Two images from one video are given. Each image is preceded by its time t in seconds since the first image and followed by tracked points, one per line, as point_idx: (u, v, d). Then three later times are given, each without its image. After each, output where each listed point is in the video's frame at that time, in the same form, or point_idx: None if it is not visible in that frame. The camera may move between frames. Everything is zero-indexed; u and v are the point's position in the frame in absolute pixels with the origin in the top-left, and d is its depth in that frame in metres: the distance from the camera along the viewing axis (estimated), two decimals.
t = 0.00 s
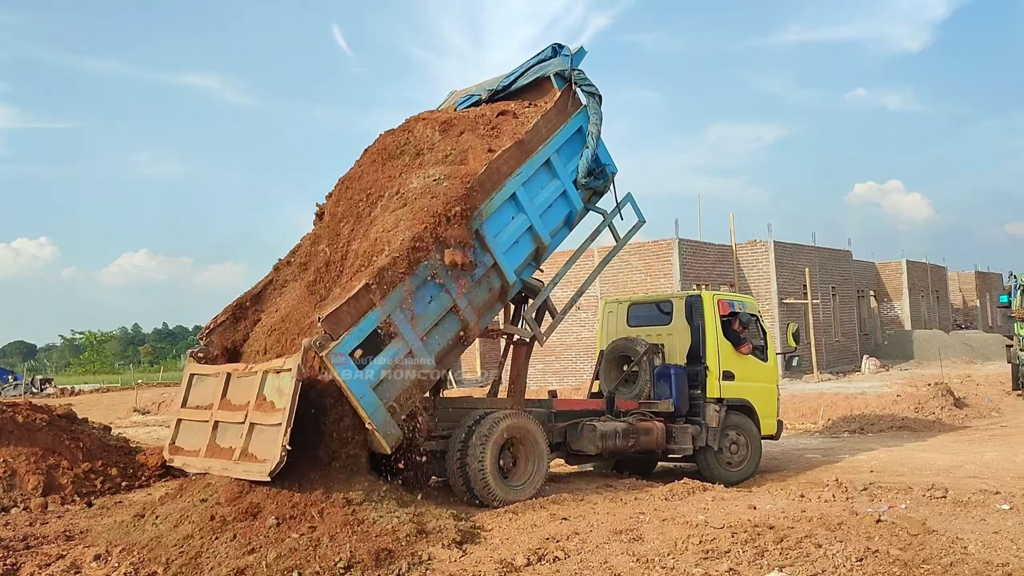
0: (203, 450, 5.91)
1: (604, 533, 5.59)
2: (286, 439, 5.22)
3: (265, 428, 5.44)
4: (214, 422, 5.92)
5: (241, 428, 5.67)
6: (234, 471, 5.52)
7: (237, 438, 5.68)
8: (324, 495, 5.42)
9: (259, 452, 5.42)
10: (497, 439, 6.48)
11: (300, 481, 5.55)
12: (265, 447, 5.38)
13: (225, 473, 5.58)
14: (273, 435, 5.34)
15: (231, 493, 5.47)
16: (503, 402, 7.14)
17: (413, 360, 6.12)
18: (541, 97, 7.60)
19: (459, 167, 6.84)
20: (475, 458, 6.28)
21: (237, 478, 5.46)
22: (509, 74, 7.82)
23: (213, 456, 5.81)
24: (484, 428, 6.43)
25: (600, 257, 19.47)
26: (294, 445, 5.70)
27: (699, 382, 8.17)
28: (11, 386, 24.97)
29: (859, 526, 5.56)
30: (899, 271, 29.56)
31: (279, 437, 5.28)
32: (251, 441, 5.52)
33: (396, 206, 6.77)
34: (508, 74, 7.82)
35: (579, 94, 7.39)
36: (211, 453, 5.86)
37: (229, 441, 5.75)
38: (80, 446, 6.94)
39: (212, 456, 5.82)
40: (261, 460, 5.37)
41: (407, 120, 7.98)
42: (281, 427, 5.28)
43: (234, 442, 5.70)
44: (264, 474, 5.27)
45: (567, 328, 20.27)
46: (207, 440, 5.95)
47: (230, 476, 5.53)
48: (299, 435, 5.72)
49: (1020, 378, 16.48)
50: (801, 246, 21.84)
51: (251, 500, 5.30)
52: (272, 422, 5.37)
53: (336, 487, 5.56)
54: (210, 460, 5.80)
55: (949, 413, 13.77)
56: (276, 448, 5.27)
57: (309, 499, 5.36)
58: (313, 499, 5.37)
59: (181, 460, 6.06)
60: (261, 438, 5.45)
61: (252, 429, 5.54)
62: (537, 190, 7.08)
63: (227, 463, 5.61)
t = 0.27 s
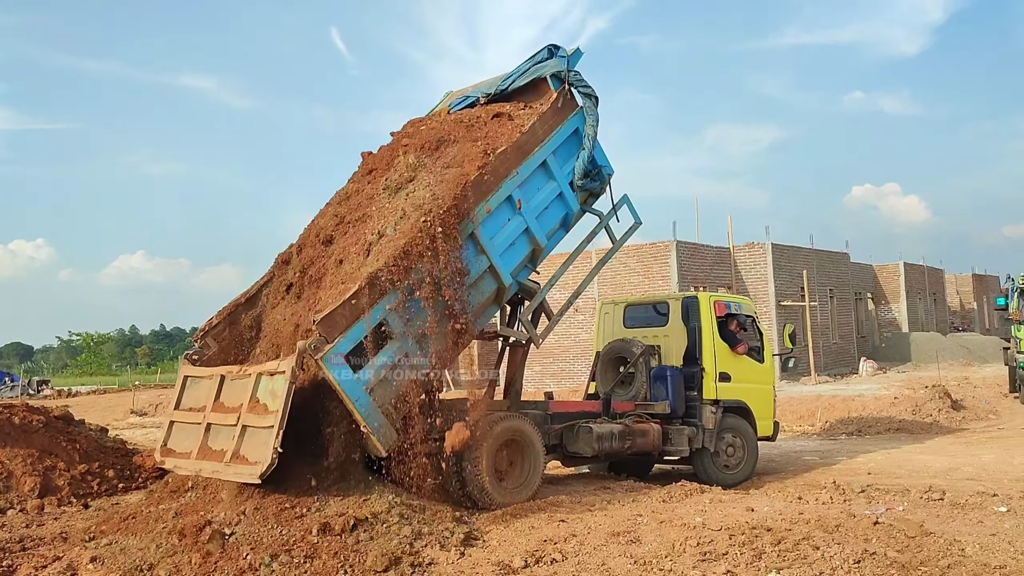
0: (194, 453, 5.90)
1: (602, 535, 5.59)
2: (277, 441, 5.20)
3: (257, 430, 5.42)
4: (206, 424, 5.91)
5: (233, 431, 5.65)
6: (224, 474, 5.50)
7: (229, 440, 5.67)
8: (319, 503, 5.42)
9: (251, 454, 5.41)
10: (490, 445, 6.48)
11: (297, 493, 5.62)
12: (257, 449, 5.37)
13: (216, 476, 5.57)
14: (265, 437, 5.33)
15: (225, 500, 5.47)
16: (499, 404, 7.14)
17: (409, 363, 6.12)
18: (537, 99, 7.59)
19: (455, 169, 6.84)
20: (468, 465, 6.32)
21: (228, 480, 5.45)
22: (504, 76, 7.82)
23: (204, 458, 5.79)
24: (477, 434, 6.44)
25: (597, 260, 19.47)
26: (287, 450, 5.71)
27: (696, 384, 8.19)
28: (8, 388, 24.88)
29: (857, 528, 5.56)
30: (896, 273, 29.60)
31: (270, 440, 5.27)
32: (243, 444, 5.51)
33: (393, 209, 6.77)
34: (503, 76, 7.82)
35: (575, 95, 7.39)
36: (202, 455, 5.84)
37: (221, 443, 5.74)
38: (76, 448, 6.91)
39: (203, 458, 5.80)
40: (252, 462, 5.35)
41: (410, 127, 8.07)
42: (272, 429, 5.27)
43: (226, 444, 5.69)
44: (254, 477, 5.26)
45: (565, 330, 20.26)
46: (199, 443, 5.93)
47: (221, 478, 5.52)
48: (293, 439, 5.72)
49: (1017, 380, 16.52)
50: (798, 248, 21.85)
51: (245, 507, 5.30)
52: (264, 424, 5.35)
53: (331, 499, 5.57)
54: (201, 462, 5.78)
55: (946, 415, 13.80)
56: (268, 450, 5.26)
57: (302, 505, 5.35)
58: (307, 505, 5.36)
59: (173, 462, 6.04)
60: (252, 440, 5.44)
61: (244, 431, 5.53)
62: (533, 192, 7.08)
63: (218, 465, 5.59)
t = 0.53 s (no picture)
0: (193, 454, 5.90)
1: (600, 537, 5.58)
2: (277, 443, 5.22)
3: (256, 432, 5.43)
4: (205, 426, 5.90)
5: (232, 432, 5.65)
6: (223, 475, 5.51)
7: (228, 442, 5.67)
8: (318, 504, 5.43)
9: (250, 456, 5.41)
10: (490, 445, 6.57)
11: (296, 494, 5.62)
12: (257, 451, 5.38)
13: (215, 477, 5.57)
14: (265, 439, 5.34)
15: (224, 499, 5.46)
16: (497, 406, 7.13)
17: (408, 364, 6.11)
18: (536, 101, 7.59)
19: (454, 171, 6.84)
20: (470, 463, 6.37)
21: (228, 482, 5.45)
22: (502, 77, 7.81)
23: (203, 460, 5.79)
24: (477, 434, 6.53)
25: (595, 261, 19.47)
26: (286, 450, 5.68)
27: (694, 386, 8.19)
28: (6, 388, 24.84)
29: (855, 530, 5.56)
30: (894, 276, 29.63)
31: (270, 441, 5.28)
32: (242, 445, 5.52)
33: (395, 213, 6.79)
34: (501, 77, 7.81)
35: (574, 97, 7.40)
36: (202, 457, 5.84)
37: (220, 445, 5.74)
38: (74, 449, 6.88)
39: (203, 459, 5.80)
40: (252, 464, 5.37)
41: (411, 130, 8.08)
42: (272, 431, 5.27)
43: (225, 446, 5.69)
44: (254, 478, 5.27)
45: (563, 332, 20.25)
46: (198, 444, 5.93)
47: (220, 480, 5.52)
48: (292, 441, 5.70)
49: (1014, 383, 16.54)
50: (796, 251, 21.87)
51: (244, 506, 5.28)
52: (263, 426, 5.36)
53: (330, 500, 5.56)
54: (200, 464, 5.78)
55: (944, 417, 13.81)
56: (268, 452, 5.28)
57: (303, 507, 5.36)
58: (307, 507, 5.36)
59: (172, 464, 6.02)
60: (252, 442, 5.44)
61: (243, 433, 5.54)
62: (531, 193, 7.08)
63: (218, 467, 5.60)
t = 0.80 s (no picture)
0: (193, 455, 5.89)
1: (598, 539, 5.57)
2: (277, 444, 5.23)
3: (257, 433, 5.43)
4: (205, 427, 5.90)
5: (233, 433, 5.65)
6: (224, 476, 5.52)
7: (228, 443, 5.66)
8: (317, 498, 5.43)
9: (251, 457, 5.42)
10: (488, 446, 6.52)
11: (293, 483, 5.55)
12: (257, 452, 5.38)
13: (216, 478, 5.57)
14: (265, 440, 5.34)
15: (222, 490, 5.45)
16: (496, 408, 7.13)
17: (406, 366, 6.10)
18: (535, 103, 7.58)
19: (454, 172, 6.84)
20: (467, 465, 6.33)
21: (228, 483, 5.46)
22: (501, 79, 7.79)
23: (204, 461, 5.78)
24: (475, 435, 6.48)
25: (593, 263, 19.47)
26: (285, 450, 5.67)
27: (692, 388, 8.19)
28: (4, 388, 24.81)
29: (853, 532, 5.55)
30: (892, 278, 29.66)
31: (270, 442, 5.28)
32: (242, 446, 5.52)
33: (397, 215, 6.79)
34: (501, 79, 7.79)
35: (573, 99, 7.40)
36: (202, 458, 5.83)
37: (220, 446, 5.74)
38: (71, 451, 6.86)
39: (203, 460, 5.80)
40: (252, 465, 5.37)
41: (411, 133, 8.09)
42: (272, 432, 5.28)
43: (225, 447, 5.69)
44: (255, 479, 5.28)
45: (561, 334, 20.25)
46: (198, 445, 5.92)
47: (221, 480, 5.52)
48: (291, 439, 5.70)
49: (1012, 385, 16.55)
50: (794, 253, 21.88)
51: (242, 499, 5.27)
52: (263, 427, 5.36)
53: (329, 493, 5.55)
54: (200, 465, 5.78)
55: (942, 420, 13.81)
56: (269, 453, 5.28)
57: (301, 502, 5.35)
58: (305, 501, 5.35)
59: (172, 465, 6.01)
60: (253, 443, 5.45)
61: (243, 434, 5.54)
62: (530, 195, 7.08)
63: (219, 468, 5.60)
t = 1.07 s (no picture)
0: (192, 457, 5.89)
1: (596, 542, 5.57)
2: (276, 445, 5.22)
3: (255, 434, 5.43)
4: (203, 428, 5.90)
5: (231, 434, 5.65)
6: (222, 478, 5.52)
7: (226, 445, 5.66)
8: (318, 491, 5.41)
9: (249, 459, 5.42)
10: (487, 448, 6.49)
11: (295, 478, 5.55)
12: (255, 453, 5.39)
13: (214, 480, 5.57)
14: (263, 441, 5.34)
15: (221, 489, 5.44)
16: (494, 410, 7.12)
17: (404, 368, 6.10)
18: (533, 106, 7.58)
19: (453, 175, 6.84)
20: (466, 467, 6.30)
21: (226, 484, 5.46)
22: (500, 81, 7.78)
23: (202, 463, 5.78)
24: (474, 437, 6.46)
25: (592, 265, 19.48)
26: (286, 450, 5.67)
27: (691, 391, 8.19)
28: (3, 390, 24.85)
29: (851, 536, 5.55)
30: (890, 281, 29.69)
31: (268, 444, 5.29)
32: (241, 448, 5.53)
33: (399, 220, 6.78)
34: (500, 81, 7.78)
35: (572, 102, 7.41)
36: (200, 459, 5.83)
37: (218, 447, 5.74)
38: (69, 452, 6.86)
39: (201, 462, 5.79)
40: (250, 466, 5.38)
41: (411, 135, 8.09)
42: (270, 434, 5.28)
43: (223, 448, 5.69)
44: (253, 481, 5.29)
45: (560, 336, 20.26)
46: (196, 447, 5.92)
47: (219, 482, 5.52)
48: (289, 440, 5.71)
49: (1010, 389, 16.56)
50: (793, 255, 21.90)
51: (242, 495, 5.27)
52: (261, 428, 5.36)
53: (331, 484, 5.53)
54: (199, 467, 5.77)
55: (940, 423, 13.82)
56: (266, 454, 5.28)
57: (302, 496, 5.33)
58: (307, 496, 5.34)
59: (170, 467, 6.01)
60: (251, 445, 5.45)
61: (241, 436, 5.54)
62: (529, 197, 7.08)
63: (217, 469, 5.60)
